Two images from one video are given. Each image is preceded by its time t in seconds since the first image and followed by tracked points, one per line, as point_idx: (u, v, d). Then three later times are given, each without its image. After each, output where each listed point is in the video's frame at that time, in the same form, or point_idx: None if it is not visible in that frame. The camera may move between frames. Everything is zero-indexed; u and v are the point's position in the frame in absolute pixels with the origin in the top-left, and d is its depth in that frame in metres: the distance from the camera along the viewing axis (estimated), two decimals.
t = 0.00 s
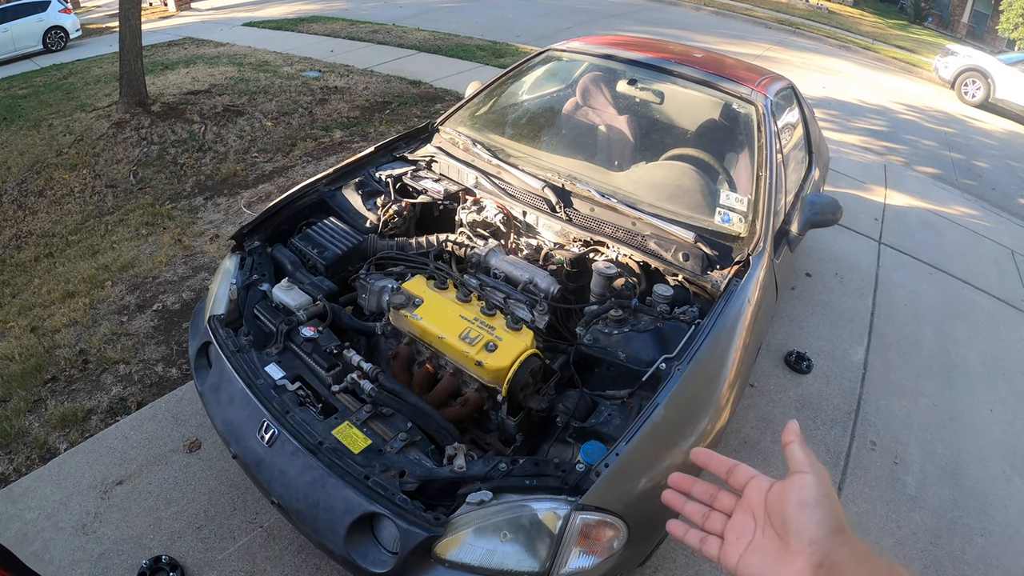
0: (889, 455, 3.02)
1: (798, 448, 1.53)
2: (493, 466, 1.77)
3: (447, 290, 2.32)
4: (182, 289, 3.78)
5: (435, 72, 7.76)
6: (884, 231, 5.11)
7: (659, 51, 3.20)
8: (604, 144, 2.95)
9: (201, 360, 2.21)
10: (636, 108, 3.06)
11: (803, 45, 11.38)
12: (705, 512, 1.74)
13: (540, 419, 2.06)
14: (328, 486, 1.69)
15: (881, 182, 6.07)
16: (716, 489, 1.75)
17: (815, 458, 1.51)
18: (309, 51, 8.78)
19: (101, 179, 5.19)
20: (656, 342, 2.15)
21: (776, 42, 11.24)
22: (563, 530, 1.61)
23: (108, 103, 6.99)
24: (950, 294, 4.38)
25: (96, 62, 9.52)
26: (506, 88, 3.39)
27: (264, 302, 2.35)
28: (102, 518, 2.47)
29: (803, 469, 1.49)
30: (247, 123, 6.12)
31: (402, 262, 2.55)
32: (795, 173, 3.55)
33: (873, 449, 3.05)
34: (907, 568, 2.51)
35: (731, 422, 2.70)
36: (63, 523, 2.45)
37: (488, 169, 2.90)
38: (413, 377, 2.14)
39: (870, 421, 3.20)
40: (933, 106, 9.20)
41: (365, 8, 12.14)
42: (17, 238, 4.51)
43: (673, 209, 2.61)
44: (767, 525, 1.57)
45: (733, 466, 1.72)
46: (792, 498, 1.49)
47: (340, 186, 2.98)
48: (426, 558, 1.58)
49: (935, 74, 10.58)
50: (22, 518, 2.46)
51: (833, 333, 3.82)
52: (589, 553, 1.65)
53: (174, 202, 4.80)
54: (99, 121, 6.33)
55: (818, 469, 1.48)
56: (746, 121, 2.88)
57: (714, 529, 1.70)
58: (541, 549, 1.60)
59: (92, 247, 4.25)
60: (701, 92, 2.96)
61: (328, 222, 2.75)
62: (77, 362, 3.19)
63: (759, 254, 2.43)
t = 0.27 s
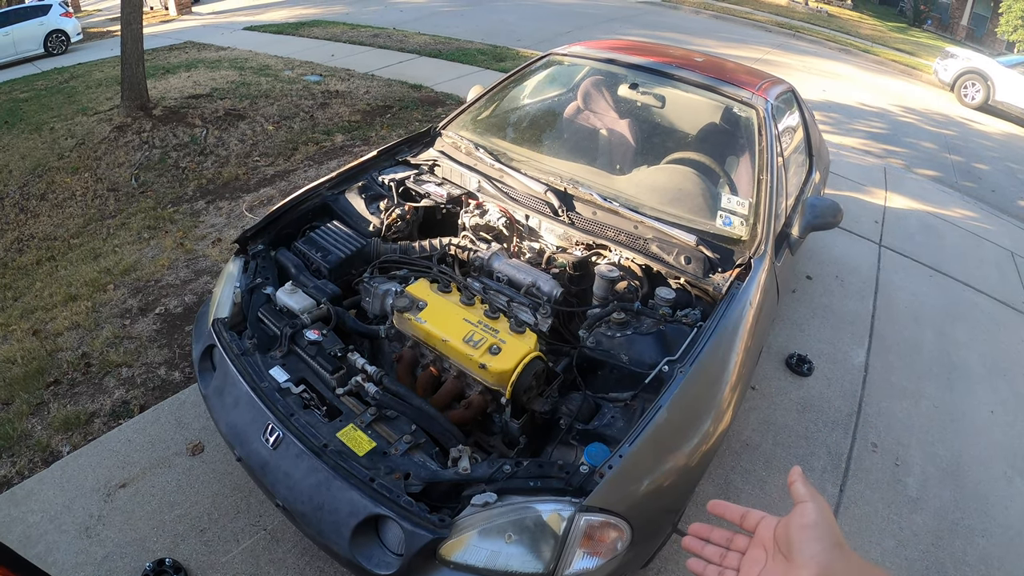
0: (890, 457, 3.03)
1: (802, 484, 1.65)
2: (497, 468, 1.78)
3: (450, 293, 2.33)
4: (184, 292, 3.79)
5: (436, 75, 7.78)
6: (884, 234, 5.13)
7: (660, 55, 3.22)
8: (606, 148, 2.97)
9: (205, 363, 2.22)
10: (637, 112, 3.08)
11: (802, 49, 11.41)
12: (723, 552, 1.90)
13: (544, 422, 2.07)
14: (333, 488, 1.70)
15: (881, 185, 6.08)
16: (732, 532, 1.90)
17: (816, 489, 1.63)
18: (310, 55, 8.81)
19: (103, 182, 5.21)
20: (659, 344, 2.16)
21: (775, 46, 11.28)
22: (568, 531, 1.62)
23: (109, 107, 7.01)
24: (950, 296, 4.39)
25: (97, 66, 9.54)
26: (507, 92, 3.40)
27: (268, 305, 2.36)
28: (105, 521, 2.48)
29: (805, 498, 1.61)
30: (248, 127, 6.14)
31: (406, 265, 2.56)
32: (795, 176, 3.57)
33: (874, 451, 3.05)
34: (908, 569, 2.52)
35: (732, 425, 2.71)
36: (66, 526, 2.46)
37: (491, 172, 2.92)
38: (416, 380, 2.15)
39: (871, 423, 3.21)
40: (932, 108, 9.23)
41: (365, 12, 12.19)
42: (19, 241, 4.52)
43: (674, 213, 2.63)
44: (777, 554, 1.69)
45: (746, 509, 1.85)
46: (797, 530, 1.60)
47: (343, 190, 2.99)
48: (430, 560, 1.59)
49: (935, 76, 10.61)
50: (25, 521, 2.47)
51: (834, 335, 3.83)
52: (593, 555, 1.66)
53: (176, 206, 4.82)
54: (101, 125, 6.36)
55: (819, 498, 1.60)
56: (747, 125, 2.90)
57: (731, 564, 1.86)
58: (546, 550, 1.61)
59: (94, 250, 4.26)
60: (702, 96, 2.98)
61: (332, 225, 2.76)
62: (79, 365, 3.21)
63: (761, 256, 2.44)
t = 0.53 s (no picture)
0: (890, 461, 3.03)
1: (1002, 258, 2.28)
2: (497, 475, 1.78)
3: (450, 300, 2.34)
4: (184, 298, 3.79)
5: (435, 80, 7.80)
6: (883, 238, 5.14)
7: (659, 61, 3.23)
8: (605, 154, 2.98)
9: (205, 370, 2.22)
10: (636, 118, 3.08)
11: (800, 52, 11.45)
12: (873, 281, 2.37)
13: (543, 428, 2.07)
14: (333, 496, 1.71)
15: (880, 189, 6.10)
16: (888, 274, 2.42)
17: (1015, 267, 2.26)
18: (309, 60, 8.83)
19: (102, 188, 5.22)
20: (658, 351, 2.17)
21: (773, 49, 11.31)
22: (567, 538, 1.62)
23: (108, 112, 7.02)
24: (949, 300, 4.40)
25: (96, 71, 9.56)
26: (506, 98, 3.41)
27: (268, 312, 2.36)
28: (105, 527, 2.48)
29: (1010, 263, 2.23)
30: (248, 132, 6.15)
31: (405, 272, 2.56)
32: (794, 180, 3.58)
33: (874, 455, 3.06)
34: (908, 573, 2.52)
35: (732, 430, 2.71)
36: (66, 532, 2.46)
37: (490, 179, 2.92)
38: (416, 387, 2.15)
39: (870, 427, 3.21)
40: (931, 111, 9.25)
41: (364, 17, 12.22)
42: (18, 246, 4.53)
43: (673, 219, 2.63)
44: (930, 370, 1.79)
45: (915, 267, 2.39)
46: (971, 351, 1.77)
47: (343, 197, 3.00)
48: (432, 567, 1.59)
49: (933, 79, 10.64)
50: (25, 527, 2.47)
51: (833, 339, 3.84)
52: (593, 561, 1.67)
53: (175, 211, 4.82)
54: (100, 130, 6.37)
55: None
56: (745, 131, 2.91)
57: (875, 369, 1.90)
58: (546, 557, 1.61)
59: (93, 256, 4.27)
60: (701, 102, 2.98)
61: (331, 232, 2.77)
62: (79, 371, 3.21)
63: (760, 262, 2.45)
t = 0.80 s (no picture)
0: (888, 463, 3.04)
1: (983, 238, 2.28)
2: (497, 477, 1.79)
3: (449, 304, 2.35)
4: (184, 302, 3.81)
5: (434, 85, 7.84)
6: (881, 241, 5.16)
7: (657, 66, 3.26)
8: (603, 158, 3.00)
9: (206, 374, 2.24)
10: (634, 122, 3.10)
11: (798, 56, 11.50)
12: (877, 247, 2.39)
13: (542, 431, 2.08)
14: (334, 498, 1.72)
15: (878, 192, 6.12)
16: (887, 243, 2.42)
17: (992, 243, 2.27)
18: (309, 65, 8.87)
19: (102, 192, 5.24)
20: (656, 354, 2.18)
21: (771, 53, 11.36)
22: (567, 539, 1.63)
23: (108, 117, 7.05)
24: (947, 302, 4.42)
25: (96, 76, 9.59)
26: (505, 103, 3.44)
27: (269, 316, 2.38)
28: (106, 530, 2.49)
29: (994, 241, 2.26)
30: (247, 137, 6.17)
31: (405, 276, 2.58)
32: (792, 184, 3.60)
33: (872, 456, 3.07)
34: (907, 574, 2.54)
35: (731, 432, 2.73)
36: (67, 535, 2.47)
37: (489, 183, 2.95)
38: (416, 390, 2.17)
39: (869, 429, 3.23)
40: (929, 114, 9.29)
41: (363, 21, 12.27)
42: (19, 250, 4.54)
43: (672, 222, 2.65)
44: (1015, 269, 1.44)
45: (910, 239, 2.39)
46: None
47: (343, 201, 3.02)
48: (433, 567, 1.60)
49: (930, 83, 10.68)
50: (27, 530, 2.48)
51: (831, 342, 3.86)
52: (592, 562, 1.68)
53: (175, 216, 4.84)
54: (100, 135, 6.39)
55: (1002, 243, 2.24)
56: (743, 135, 2.93)
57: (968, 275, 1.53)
58: (546, 558, 1.62)
59: (93, 260, 4.28)
60: (699, 106, 3.01)
61: (331, 237, 2.79)
62: (79, 375, 3.22)
63: (757, 265, 2.47)
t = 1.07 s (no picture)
0: (886, 465, 3.05)
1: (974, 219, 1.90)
2: (493, 481, 1.80)
3: (446, 308, 2.36)
4: (182, 306, 3.81)
5: (432, 88, 7.85)
6: (878, 243, 5.17)
7: (654, 70, 3.27)
8: (600, 161, 3.00)
9: (204, 378, 2.24)
10: (631, 126, 3.12)
11: (795, 58, 11.53)
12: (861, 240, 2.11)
13: (539, 434, 2.09)
14: (331, 502, 1.72)
15: (875, 194, 6.14)
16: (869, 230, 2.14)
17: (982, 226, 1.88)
18: (307, 68, 8.88)
19: (101, 196, 5.24)
20: (653, 357, 2.19)
21: (768, 56, 11.39)
22: (563, 543, 1.63)
23: (107, 120, 7.05)
24: (944, 304, 4.43)
25: (94, 79, 9.59)
26: (502, 107, 3.45)
27: (266, 320, 2.38)
28: (104, 534, 2.49)
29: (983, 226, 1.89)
30: (245, 140, 6.18)
31: (402, 280, 2.59)
32: (789, 187, 3.61)
33: (870, 458, 3.07)
34: None
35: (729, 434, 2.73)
36: (65, 539, 2.46)
37: (486, 187, 2.95)
38: (413, 395, 2.16)
39: (866, 431, 3.23)
40: (926, 116, 9.32)
41: (361, 24, 12.29)
42: (16, 254, 4.54)
43: (668, 226, 2.66)
44: None
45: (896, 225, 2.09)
46: None
47: (340, 205, 3.03)
48: (430, 571, 1.60)
49: (927, 85, 10.71)
50: (24, 534, 2.48)
51: (828, 344, 3.86)
52: (588, 566, 1.68)
53: (173, 219, 4.84)
54: (99, 138, 6.39)
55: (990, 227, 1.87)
56: (740, 137, 2.93)
57: None
58: (542, 561, 1.62)
59: (92, 264, 4.28)
60: (696, 109, 3.02)
61: (329, 241, 2.79)
62: (78, 379, 3.22)
63: (754, 269, 2.48)
